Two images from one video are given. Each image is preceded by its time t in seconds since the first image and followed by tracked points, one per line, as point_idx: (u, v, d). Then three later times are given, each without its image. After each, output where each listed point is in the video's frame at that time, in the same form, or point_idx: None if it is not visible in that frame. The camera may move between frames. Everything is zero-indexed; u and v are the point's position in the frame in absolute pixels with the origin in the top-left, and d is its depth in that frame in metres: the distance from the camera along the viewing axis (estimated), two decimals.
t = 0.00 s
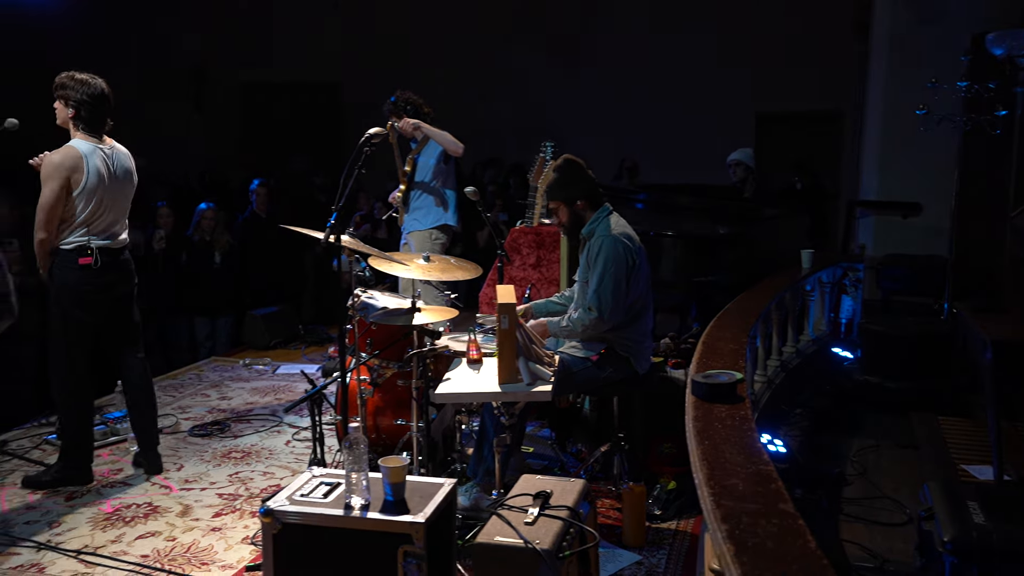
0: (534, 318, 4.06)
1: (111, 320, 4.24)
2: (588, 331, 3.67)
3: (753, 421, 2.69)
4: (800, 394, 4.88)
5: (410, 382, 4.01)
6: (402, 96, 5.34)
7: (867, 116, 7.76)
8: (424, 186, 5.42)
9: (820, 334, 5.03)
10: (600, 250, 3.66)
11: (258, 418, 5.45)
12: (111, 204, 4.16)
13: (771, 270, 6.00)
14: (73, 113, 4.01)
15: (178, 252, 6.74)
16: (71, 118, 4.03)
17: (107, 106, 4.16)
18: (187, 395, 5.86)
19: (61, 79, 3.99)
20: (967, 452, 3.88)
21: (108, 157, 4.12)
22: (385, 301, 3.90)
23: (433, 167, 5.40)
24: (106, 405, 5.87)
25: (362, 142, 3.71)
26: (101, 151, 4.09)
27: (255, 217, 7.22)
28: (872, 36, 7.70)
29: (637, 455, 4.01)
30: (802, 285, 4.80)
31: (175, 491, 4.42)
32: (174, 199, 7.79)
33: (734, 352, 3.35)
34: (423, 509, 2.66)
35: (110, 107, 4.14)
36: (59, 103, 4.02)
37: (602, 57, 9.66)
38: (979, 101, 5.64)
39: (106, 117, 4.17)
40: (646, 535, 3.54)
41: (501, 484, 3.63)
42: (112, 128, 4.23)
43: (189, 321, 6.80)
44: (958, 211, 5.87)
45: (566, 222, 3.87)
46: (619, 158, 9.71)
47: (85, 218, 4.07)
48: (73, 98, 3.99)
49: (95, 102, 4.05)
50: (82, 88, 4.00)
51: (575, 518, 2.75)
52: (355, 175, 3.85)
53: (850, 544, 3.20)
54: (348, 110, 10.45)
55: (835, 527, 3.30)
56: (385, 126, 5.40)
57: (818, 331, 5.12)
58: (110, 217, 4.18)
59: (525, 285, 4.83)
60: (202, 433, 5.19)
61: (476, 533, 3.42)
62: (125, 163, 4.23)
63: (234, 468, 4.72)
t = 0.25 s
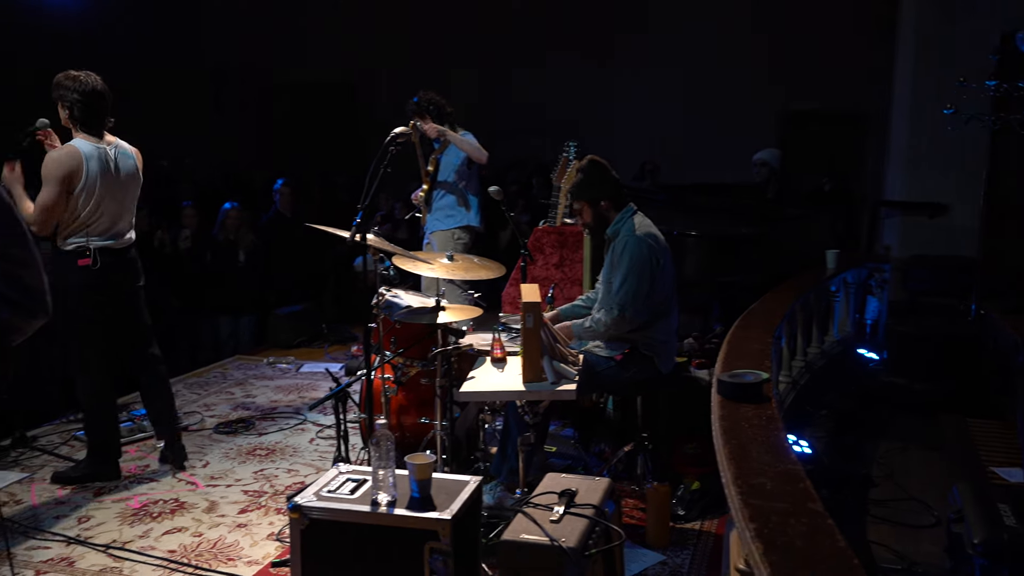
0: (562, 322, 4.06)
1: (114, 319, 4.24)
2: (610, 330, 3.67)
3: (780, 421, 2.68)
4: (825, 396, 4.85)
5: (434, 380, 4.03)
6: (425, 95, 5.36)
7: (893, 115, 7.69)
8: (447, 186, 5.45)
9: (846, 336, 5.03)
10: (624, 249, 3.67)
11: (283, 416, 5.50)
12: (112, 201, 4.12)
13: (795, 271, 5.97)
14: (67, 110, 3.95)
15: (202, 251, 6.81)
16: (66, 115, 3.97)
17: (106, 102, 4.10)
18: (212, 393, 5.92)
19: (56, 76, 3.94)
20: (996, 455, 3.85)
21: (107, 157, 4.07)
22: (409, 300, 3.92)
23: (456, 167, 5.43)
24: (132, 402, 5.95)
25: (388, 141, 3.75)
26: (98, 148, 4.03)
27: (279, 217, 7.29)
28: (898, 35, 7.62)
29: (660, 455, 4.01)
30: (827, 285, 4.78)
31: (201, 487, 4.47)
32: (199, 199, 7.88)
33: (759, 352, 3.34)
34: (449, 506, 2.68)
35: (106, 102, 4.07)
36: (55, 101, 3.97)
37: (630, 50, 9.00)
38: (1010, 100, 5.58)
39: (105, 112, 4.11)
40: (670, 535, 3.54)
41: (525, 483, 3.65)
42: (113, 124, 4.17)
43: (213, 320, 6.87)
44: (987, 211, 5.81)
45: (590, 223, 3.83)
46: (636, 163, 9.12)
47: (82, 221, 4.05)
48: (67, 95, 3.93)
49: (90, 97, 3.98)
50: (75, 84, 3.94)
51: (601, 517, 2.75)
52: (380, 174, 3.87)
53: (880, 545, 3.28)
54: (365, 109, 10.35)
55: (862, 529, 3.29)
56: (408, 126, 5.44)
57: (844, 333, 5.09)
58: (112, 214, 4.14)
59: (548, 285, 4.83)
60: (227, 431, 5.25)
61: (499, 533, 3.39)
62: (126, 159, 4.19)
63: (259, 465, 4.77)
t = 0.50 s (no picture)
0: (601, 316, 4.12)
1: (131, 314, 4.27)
2: (652, 328, 3.67)
3: (812, 418, 2.66)
4: (855, 395, 4.82)
5: (462, 376, 4.06)
6: (452, 93, 5.38)
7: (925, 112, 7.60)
8: (472, 184, 5.48)
9: (875, 335, 5.01)
10: (653, 249, 3.67)
11: (311, 412, 5.55)
12: (124, 200, 4.12)
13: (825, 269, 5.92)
14: (77, 110, 3.95)
15: (231, 248, 6.90)
16: (77, 114, 3.97)
17: (117, 98, 4.05)
18: (241, 389, 6.00)
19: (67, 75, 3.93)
20: None
21: (119, 154, 4.07)
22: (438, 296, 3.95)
23: (482, 165, 5.45)
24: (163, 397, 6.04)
25: (418, 137, 3.78)
26: (107, 146, 4.03)
27: (306, 214, 7.36)
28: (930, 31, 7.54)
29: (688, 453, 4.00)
30: (857, 284, 4.74)
31: (231, 481, 4.53)
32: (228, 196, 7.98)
33: (790, 349, 3.32)
34: (480, 500, 2.70)
35: (116, 100, 4.01)
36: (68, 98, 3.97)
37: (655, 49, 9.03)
38: None
39: (118, 108, 4.06)
40: (699, 533, 3.52)
41: (553, 479, 3.65)
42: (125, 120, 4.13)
43: (242, 316, 6.96)
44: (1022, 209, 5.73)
45: (616, 225, 3.86)
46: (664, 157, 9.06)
47: (99, 218, 4.07)
48: (76, 94, 3.92)
49: (97, 97, 3.94)
50: (84, 83, 3.91)
51: (631, 513, 2.76)
52: (409, 171, 3.90)
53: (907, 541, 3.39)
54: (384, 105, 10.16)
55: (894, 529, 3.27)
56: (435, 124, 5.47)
57: (874, 331, 5.06)
58: (125, 214, 4.14)
59: (574, 282, 4.88)
60: (257, 425, 5.31)
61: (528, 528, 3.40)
62: (138, 156, 4.17)
63: (287, 459, 4.82)
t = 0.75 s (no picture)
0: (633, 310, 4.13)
1: (169, 307, 4.35)
2: (689, 325, 3.65)
3: (850, 416, 2.64)
4: (889, 394, 4.77)
5: (494, 372, 4.08)
6: (483, 90, 5.37)
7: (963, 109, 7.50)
8: (502, 182, 5.52)
9: (911, 334, 4.95)
10: (687, 245, 3.65)
11: (343, 407, 5.61)
12: (157, 197, 4.17)
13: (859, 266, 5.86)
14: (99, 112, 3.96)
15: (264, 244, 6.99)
16: (101, 115, 3.99)
17: (138, 94, 4.04)
18: (274, 384, 6.08)
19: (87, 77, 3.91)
20: None
21: (148, 149, 4.11)
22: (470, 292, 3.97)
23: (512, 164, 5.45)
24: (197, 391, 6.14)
25: (452, 134, 3.80)
26: (134, 145, 4.05)
27: (338, 212, 7.43)
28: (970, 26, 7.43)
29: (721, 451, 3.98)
30: (894, 283, 4.69)
31: (265, 474, 4.59)
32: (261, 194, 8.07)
33: (827, 347, 3.29)
34: (515, 494, 2.71)
35: (138, 98, 4.01)
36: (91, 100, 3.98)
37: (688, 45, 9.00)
38: None
39: (139, 104, 4.05)
40: (732, 532, 3.51)
41: (585, 476, 3.66)
42: (148, 116, 4.14)
43: (274, 312, 7.05)
44: None
45: (649, 224, 3.86)
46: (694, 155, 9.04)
47: (139, 212, 4.12)
48: (97, 96, 3.91)
49: (118, 97, 3.92)
50: (104, 84, 3.90)
51: (665, 509, 2.75)
52: (443, 167, 3.91)
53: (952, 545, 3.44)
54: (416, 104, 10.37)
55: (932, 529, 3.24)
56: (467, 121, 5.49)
57: (910, 331, 5.01)
58: (160, 209, 4.20)
59: (606, 279, 4.93)
60: (289, 420, 5.38)
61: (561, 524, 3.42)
62: (166, 149, 4.20)
63: (320, 454, 4.88)
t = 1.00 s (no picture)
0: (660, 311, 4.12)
1: (213, 302, 4.44)
2: (718, 325, 3.65)
3: (896, 417, 2.59)
4: (932, 397, 4.71)
5: (531, 371, 4.10)
6: (519, 91, 5.39)
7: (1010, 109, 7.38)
8: (538, 181, 5.52)
9: (955, 336, 4.92)
10: (727, 243, 3.63)
11: (379, 405, 5.67)
12: (200, 197, 4.23)
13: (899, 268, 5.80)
14: (155, 108, 4.05)
15: (302, 243, 7.09)
16: (155, 112, 4.08)
17: (194, 96, 4.16)
18: (312, 382, 6.16)
19: (146, 73, 4.02)
20: None
21: (197, 149, 4.20)
22: (508, 291, 3.99)
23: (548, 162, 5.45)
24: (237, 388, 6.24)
25: (490, 133, 3.83)
26: (185, 143, 4.13)
27: (376, 211, 7.54)
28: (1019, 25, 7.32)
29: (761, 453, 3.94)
30: (938, 284, 4.62)
31: (304, 470, 4.65)
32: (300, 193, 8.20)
33: (870, 348, 3.24)
34: (555, 492, 2.72)
35: (192, 101, 4.11)
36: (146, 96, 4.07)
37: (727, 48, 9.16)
38: None
39: (193, 105, 4.16)
40: (772, 535, 3.48)
41: (624, 477, 3.65)
42: (198, 119, 4.23)
43: (312, 311, 7.16)
44: None
45: (689, 217, 3.84)
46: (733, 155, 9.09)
47: (183, 210, 4.18)
48: (155, 92, 4.02)
49: (175, 95, 4.03)
50: (164, 82, 4.01)
51: (706, 510, 2.74)
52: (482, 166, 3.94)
53: (1001, 551, 3.61)
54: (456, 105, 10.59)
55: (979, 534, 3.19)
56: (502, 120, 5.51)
57: (953, 333, 4.94)
58: (202, 210, 4.25)
59: (644, 279, 4.94)
60: (327, 417, 5.45)
61: (600, 525, 3.42)
62: (213, 150, 4.29)
63: (358, 451, 4.92)
